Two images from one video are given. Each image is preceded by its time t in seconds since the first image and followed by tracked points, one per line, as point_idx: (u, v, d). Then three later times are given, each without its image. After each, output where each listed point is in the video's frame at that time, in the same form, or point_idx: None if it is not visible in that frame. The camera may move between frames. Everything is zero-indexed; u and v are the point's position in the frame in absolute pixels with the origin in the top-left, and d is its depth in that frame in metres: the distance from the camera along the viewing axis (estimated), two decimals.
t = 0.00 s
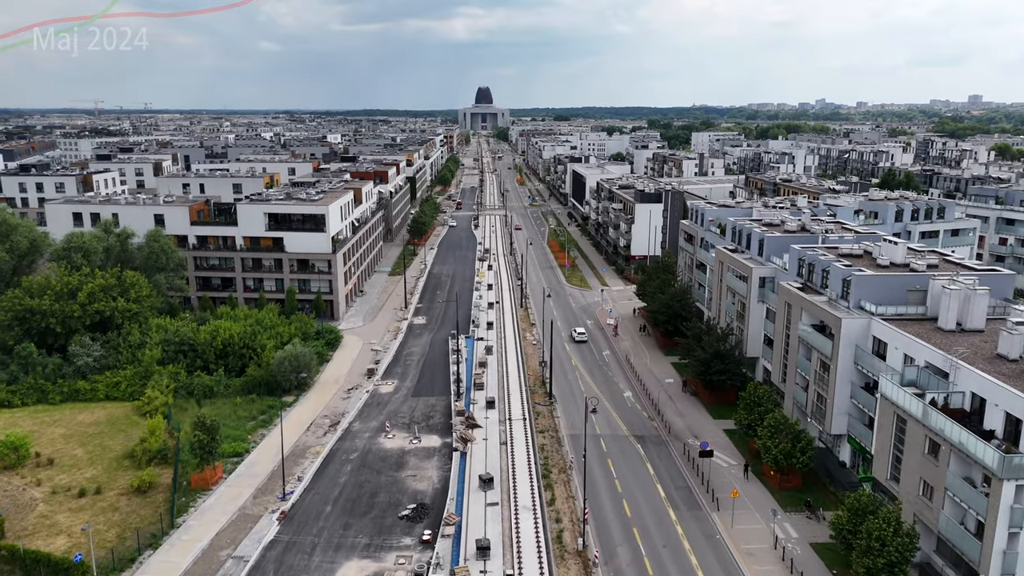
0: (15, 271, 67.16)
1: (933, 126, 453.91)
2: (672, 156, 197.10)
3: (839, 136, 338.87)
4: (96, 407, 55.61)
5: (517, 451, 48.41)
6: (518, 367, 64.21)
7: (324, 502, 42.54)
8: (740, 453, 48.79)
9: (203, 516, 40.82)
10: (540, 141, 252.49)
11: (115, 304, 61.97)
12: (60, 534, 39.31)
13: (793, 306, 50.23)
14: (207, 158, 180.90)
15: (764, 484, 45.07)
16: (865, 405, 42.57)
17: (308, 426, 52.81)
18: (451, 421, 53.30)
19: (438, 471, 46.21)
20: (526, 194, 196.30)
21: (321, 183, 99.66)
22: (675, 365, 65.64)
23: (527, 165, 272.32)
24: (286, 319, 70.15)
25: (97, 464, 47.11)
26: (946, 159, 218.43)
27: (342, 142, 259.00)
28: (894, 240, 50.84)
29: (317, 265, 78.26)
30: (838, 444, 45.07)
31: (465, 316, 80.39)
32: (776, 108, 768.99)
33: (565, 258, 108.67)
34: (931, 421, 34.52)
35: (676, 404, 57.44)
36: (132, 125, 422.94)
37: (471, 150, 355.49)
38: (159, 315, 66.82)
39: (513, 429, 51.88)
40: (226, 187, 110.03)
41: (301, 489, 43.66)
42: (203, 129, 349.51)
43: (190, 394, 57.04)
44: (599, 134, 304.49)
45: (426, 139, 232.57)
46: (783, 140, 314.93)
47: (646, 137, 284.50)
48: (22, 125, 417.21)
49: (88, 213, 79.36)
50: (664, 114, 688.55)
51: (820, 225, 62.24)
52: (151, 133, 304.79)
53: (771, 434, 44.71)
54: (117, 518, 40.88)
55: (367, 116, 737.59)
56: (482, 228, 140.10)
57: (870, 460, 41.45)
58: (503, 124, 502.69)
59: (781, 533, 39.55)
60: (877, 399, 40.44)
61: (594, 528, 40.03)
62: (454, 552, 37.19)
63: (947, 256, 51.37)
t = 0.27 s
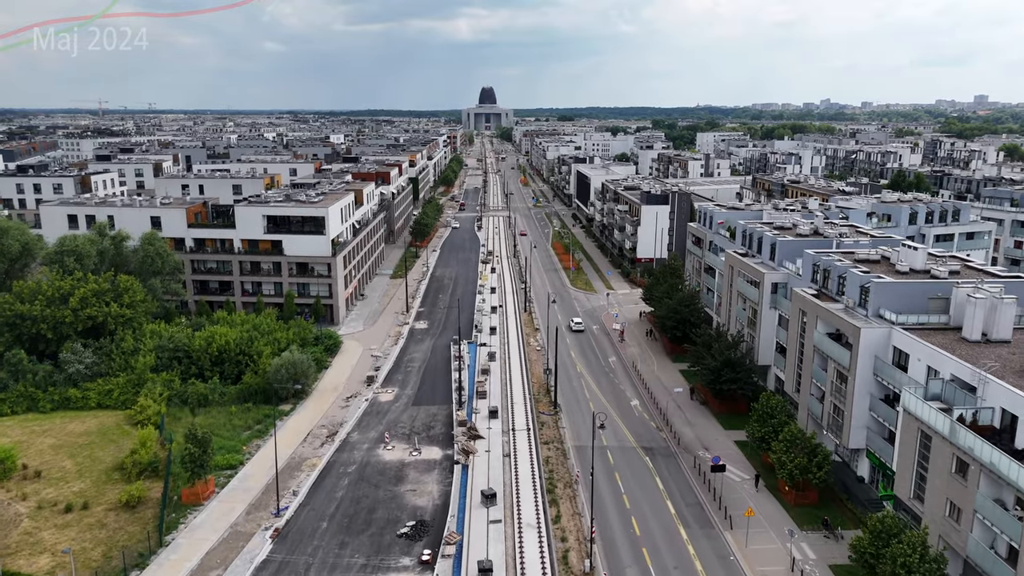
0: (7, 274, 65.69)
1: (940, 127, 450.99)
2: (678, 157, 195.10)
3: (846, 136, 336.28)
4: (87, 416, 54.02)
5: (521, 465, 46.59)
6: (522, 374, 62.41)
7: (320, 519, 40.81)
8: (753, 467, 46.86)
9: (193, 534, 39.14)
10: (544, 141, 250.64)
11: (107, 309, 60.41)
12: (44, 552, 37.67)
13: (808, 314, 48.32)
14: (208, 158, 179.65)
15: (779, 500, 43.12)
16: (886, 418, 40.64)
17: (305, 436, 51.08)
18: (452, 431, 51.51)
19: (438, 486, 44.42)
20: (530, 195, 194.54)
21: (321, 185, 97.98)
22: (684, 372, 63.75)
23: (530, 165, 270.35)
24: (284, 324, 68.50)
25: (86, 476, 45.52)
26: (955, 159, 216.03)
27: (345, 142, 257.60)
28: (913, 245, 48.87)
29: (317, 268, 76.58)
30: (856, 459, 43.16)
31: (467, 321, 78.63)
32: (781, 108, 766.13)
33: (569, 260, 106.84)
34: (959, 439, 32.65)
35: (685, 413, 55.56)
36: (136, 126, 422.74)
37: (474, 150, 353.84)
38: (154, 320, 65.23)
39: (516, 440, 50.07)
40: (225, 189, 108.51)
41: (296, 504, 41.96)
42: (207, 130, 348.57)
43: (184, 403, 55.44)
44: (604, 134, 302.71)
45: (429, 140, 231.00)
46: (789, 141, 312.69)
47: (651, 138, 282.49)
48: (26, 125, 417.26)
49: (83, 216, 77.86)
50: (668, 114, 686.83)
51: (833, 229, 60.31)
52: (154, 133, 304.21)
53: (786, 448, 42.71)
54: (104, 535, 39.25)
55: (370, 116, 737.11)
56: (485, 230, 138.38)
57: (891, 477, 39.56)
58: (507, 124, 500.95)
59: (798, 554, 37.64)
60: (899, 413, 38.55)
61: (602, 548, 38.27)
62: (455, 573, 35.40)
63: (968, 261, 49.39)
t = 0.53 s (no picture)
0: None
1: (943, 127, 449.19)
2: (680, 157, 193.32)
3: (849, 137, 334.57)
4: (73, 426, 52.25)
5: (521, 479, 44.79)
6: (522, 382, 60.63)
7: (311, 537, 39.05)
8: (762, 481, 45.14)
9: (178, 553, 37.39)
10: (544, 142, 248.90)
11: (95, 315, 58.66)
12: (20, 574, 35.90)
13: (819, 321, 46.53)
14: (206, 159, 178.02)
15: (791, 517, 41.40)
16: (903, 433, 38.86)
17: (298, 448, 49.32)
18: (450, 443, 49.76)
19: (435, 501, 42.64)
20: (531, 196, 192.79)
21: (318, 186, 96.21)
22: (689, 380, 61.99)
23: (531, 166, 268.62)
24: (278, 329, 66.72)
25: (68, 491, 43.75)
26: (959, 160, 214.26)
27: (345, 142, 255.87)
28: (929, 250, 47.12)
29: (312, 272, 74.82)
30: (870, 474, 41.41)
31: (466, 326, 76.88)
32: (782, 108, 764.43)
33: (570, 263, 105.06)
34: (984, 459, 30.86)
35: (690, 423, 53.81)
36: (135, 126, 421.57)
37: (475, 150, 352.12)
38: (144, 326, 63.48)
39: (516, 452, 48.29)
40: (221, 190, 106.78)
41: (286, 521, 40.19)
42: (207, 130, 347.32)
43: (173, 412, 53.69)
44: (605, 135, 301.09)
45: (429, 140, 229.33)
46: (792, 141, 311.08)
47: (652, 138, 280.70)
48: (25, 125, 415.88)
49: (73, 218, 76.10)
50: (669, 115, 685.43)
51: (843, 232, 58.55)
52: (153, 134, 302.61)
53: (798, 463, 40.96)
54: (84, 555, 37.52)
55: (371, 116, 736.28)
56: (486, 232, 136.65)
57: (909, 495, 37.79)
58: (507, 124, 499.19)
59: None
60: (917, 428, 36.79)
61: (606, 569, 36.50)
62: None
63: (986, 267, 47.62)
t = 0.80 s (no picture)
0: None
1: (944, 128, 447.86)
2: (681, 158, 191.64)
3: (851, 137, 332.84)
4: (57, 437, 50.49)
5: (521, 494, 42.98)
6: (522, 391, 58.81)
7: (300, 557, 37.25)
8: (772, 497, 43.45)
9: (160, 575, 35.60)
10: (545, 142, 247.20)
11: (81, 322, 56.92)
12: None
13: (831, 330, 44.72)
14: (202, 160, 176.23)
15: (803, 536, 39.75)
16: (920, 449, 37.10)
17: (289, 460, 47.57)
18: (447, 455, 47.97)
19: (431, 518, 40.82)
20: (531, 197, 191.04)
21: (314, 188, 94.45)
22: (693, 388, 60.25)
23: (531, 167, 266.80)
24: (271, 335, 64.95)
25: (48, 507, 41.99)
26: (962, 161, 212.78)
27: (344, 143, 254.21)
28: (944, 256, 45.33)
29: (307, 276, 73.03)
30: (885, 490, 39.72)
31: (465, 331, 75.11)
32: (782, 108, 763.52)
33: (571, 266, 103.28)
34: (1012, 481, 29.08)
35: (696, 434, 52.08)
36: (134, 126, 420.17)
37: (474, 151, 350.47)
38: (133, 332, 61.71)
39: (516, 465, 46.47)
40: (216, 192, 105.02)
41: (275, 540, 38.41)
42: (205, 130, 346.05)
43: (161, 423, 51.92)
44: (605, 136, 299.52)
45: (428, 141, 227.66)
46: (793, 142, 309.96)
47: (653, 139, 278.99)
48: (22, 125, 414.12)
49: (62, 221, 74.29)
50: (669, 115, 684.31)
51: (853, 237, 56.81)
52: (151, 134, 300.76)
53: (811, 480, 39.30)
54: None
55: (370, 116, 735.12)
56: (485, 234, 134.93)
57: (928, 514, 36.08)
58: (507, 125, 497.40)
59: None
60: (937, 444, 35.02)
61: None
62: None
63: (1003, 273, 45.88)
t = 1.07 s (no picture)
0: None
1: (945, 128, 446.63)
2: (682, 159, 189.95)
3: (852, 137, 331.36)
4: (39, 449, 48.70)
5: (521, 511, 41.17)
6: (522, 400, 57.02)
7: None
8: (783, 514, 41.70)
9: None
10: (544, 143, 245.32)
11: (67, 329, 55.19)
12: None
13: (842, 339, 42.93)
14: (198, 161, 174.35)
15: (815, 556, 38.02)
16: (940, 466, 35.36)
17: (280, 474, 45.78)
18: (444, 469, 46.16)
19: (426, 538, 39.00)
20: (530, 198, 189.34)
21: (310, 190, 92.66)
22: (698, 397, 58.51)
23: (531, 168, 264.97)
24: (264, 342, 63.15)
25: (27, 525, 40.21)
26: (965, 162, 211.38)
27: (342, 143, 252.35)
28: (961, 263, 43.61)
29: (302, 281, 71.24)
30: (902, 508, 37.98)
31: (463, 337, 73.33)
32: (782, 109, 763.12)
33: (571, 269, 101.54)
34: None
35: (702, 446, 50.32)
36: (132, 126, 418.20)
37: (474, 151, 348.86)
38: (120, 339, 59.95)
39: (515, 480, 44.67)
40: (210, 193, 103.24)
41: (263, 561, 36.63)
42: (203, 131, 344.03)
43: (147, 434, 50.12)
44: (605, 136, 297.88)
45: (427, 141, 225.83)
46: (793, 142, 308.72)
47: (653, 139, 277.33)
48: (19, 125, 412.20)
49: (50, 223, 72.47)
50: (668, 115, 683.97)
51: (863, 241, 55.04)
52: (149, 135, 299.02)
53: (824, 498, 37.59)
54: None
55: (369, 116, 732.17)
56: (484, 236, 133.20)
57: (949, 535, 34.36)
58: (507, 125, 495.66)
59: None
60: (959, 463, 33.28)
61: None
62: None
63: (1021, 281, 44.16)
